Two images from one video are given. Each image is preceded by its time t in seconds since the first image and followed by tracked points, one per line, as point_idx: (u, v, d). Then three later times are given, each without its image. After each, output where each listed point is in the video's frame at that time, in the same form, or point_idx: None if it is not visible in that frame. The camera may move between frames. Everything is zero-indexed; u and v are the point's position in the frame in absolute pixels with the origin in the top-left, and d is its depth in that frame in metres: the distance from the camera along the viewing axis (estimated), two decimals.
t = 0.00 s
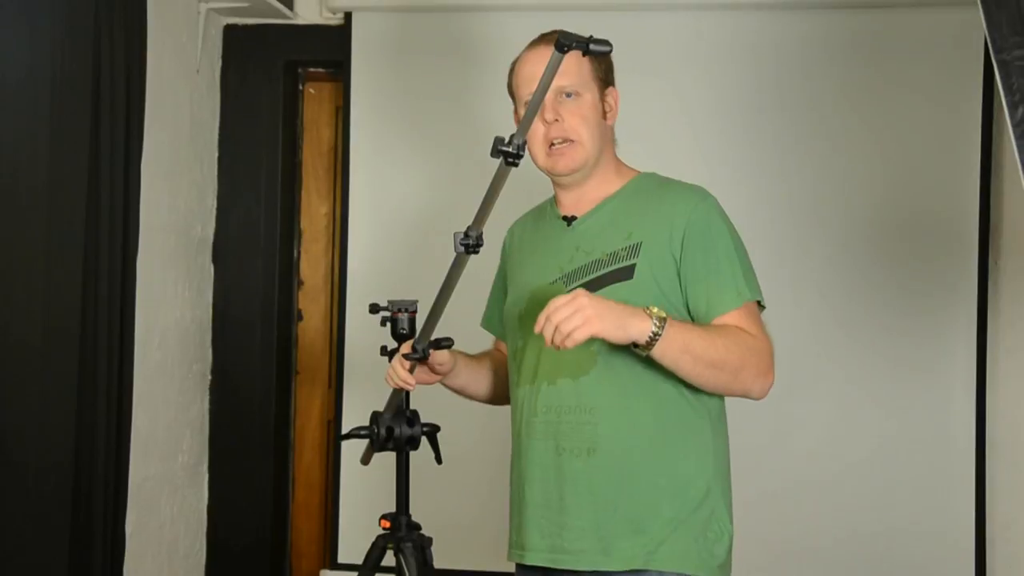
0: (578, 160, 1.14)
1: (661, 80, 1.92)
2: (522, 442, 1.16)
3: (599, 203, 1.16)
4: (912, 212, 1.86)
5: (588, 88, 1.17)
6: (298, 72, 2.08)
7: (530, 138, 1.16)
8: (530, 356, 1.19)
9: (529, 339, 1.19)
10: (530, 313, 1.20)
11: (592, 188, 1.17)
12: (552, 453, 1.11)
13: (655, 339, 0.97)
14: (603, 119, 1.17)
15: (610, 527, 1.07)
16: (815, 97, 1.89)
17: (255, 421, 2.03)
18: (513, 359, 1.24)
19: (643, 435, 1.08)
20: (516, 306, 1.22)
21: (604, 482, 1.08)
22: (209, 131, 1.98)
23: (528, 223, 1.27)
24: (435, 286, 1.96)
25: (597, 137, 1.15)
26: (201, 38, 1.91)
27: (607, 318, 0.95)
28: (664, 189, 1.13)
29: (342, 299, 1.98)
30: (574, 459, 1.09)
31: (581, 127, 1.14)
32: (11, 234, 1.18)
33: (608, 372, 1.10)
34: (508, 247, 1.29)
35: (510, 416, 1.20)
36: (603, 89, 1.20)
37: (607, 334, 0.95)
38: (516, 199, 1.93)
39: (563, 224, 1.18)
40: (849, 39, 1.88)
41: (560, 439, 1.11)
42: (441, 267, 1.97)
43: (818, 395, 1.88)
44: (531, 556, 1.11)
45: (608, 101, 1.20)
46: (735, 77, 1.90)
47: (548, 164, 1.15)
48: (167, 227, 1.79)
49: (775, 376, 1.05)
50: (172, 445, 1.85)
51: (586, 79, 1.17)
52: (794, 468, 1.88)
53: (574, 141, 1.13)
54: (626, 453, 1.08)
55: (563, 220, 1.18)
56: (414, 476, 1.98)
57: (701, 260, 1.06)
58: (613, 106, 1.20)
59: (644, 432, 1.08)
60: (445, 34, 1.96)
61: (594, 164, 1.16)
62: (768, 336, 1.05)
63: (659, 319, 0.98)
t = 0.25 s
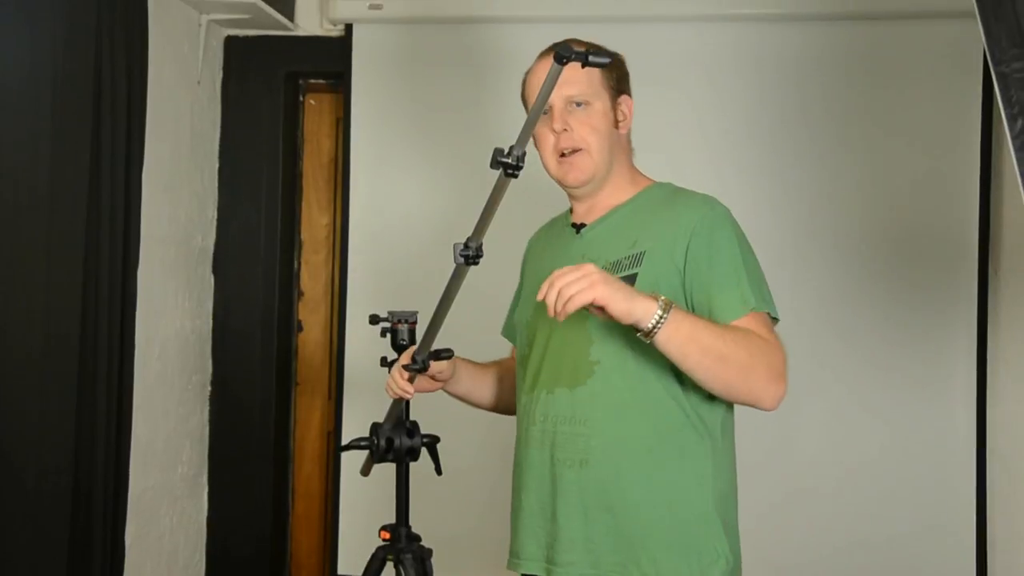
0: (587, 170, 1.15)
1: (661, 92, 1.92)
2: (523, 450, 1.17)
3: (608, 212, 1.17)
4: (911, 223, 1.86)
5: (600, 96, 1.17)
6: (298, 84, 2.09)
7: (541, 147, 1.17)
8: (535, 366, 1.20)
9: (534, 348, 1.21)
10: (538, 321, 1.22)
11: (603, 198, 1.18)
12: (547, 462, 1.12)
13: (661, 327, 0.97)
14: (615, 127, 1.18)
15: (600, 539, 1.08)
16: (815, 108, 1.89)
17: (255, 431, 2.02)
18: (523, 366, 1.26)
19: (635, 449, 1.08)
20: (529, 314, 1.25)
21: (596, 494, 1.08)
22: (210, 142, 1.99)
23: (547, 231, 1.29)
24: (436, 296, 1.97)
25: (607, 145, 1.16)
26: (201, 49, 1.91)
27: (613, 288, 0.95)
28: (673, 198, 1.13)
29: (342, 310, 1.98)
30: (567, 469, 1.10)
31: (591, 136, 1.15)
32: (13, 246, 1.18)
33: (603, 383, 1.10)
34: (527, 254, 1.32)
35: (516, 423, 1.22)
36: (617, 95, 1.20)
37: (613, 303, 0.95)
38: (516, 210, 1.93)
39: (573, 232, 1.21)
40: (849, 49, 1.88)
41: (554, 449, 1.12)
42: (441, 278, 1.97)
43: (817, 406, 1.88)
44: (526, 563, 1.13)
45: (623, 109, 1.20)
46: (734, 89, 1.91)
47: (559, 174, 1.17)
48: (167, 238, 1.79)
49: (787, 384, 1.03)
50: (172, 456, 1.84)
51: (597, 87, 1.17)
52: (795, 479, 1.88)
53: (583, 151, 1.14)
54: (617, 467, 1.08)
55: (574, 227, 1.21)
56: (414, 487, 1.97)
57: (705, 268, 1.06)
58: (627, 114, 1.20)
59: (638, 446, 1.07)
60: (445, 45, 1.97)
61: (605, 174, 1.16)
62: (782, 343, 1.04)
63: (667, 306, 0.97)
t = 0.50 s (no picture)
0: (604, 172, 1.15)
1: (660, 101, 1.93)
2: (528, 453, 1.18)
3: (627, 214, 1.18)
4: (911, 232, 1.86)
5: (621, 98, 1.17)
6: (299, 93, 2.09)
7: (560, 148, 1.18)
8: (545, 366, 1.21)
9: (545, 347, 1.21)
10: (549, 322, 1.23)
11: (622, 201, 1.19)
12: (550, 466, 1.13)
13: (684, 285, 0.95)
14: (637, 130, 1.18)
15: (597, 545, 1.08)
16: (814, 118, 1.89)
17: (255, 441, 2.02)
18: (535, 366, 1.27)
19: (637, 456, 1.07)
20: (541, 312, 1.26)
21: (593, 500, 1.08)
22: (210, 151, 1.99)
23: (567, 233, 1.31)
24: (436, 306, 1.97)
25: (625, 148, 1.16)
26: (202, 59, 1.91)
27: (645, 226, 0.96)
28: (693, 202, 1.14)
29: (343, 319, 1.97)
30: (568, 474, 1.10)
31: (610, 138, 1.15)
32: (14, 256, 1.18)
33: (607, 388, 1.10)
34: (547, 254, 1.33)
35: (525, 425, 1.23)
36: (638, 97, 1.20)
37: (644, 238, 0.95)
38: (516, 219, 1.93)
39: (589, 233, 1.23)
40: (849, 59, 1.88)
41: (557, 453, 1.12)
42: (441, 287, 1.97)
43: (818, 415, 1.88)
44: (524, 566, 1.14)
45: (645, 112, 1.20)
46: (734, 98, 1.91)
47: (577, 175, 1.17)
48: (168, 248, 1.79)
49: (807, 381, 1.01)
50: (171, 465, 1.84)
51: (618, 89, 1.17)
52: (795, 488, 1.88)
53: (600, 153, 1.14)
54: (618, 473, 1.07)
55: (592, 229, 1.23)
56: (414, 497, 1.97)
57: (723, 266, 1.06)
58: (649, 116, 1.20)
59: (638, 453, 1.07)
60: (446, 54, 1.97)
61: (624, 177, 1.17)
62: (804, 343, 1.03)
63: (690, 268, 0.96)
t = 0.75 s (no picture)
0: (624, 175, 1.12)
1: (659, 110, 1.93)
2: (538, 455, 1.19)
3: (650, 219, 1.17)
4: (910, 240, 1.86)
5: (643, 100, 1.14)
6: (299, 101, 2.10)
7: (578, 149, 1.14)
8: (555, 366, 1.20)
9: (555, 345, 1.21)
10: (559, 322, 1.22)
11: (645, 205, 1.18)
12: (558, 470, 1.14)
13: (673, 261, 0.92)
14: (660, 132, 1.16)
15: (602, 553, 1.08)
16: (813, 125, 1.89)
17: (254, 448, 2.02)
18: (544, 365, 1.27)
19: (647, 464, 1.07)
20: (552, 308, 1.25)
21: (600, 507, 1.09)
22: (211, 159, 1.99)
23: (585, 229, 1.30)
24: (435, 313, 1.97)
25: (645, 151, 1.13)
26: (202, 68, 1.92)
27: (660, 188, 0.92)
28: (716, 212, 1.13)
29: (343, 327, 1.98)
30: (575, 479, 1.11)
31: (631, 142, 1.11)
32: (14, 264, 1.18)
33: (620, 396, 1.10)
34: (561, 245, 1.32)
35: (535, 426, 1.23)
36: (659, 99, 1.17)
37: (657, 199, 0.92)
38: (516, 227, 1.94)
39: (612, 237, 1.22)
40: (849, 67, 1.88)
41: (565, 457, 1.13)
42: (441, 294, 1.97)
43: (818, 422, 1.88)
44: (531, 566, 1.16)
45: (668, 113, 1.18)
46: (733, 106, 1.91)
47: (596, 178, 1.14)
48: (167, 255, 1.79)
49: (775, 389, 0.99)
50: (170, 473, 1.84)
51: (639, 90, 1.14)
52: (795, 496, 1.87)
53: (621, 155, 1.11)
54: (625, 480, 1.08)
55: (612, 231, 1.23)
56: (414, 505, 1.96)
57: (733, 273, 1.05)
58: (673, 119, 1.18)
59: (646, 462, 1.07)
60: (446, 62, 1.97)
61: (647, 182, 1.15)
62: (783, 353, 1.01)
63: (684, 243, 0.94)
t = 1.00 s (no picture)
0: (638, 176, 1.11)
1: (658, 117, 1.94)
2: (547, 458, 1.14)
3: (668, 224, 1.14)
4: (908, 247, 1.87)
5: (661, 101, 1.13)
6: (298, 108, 2.10)
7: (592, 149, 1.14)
8: (565, 366, 1.15)
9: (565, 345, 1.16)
10: (569, 322, 1.16)
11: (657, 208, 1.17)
12: (572, 477, 1.09)
13: (628, 261, 0.86)
14: (677, 135, 1.15)
15: (621, 561, 1.05)
16: (810, 132, 1.90)
17: (252, 455, 2.02)
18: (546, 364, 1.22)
19: (667, 473, 1.04)
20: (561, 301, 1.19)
21: (620, 515, 1.05)
22: (209, 166, 1.99)
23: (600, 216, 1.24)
24: (434, 319, 1.97)
25: (660, 153, 1.12)
26: (201, 75, 1.92)
27: (599, 232, 0.84)
28: (733, 219, 1.11)
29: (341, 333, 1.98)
30: (594, 487, 1.07)
31: (646, 143, 1.11)
32: (12, 270, 1.18)
33: (641, 402, 1.06)
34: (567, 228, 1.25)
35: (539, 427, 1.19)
36: (677, 102, 1.16)
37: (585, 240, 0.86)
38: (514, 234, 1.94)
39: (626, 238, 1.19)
40: (847, 75, 1.89)
41: (580, 464, 1.08)
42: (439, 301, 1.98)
43: (817, 429, 1.88)
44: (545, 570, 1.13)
45: (686, 116, 1.18)
46: (731, 113, 1.92)
47: (609, 178, 1.14)
48: (165, 262, 1.79)
49: (722, 397, 0.92)
50: (168, 479, 1.83)
51: (656, 91, 1.13)
52: (794, 502, 1.87)
53: (634, 157, 1.10)
54: (647, 489, 1.04)
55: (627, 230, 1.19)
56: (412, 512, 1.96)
57: (739, 280, 1.01)
58: (691, 122, 1.18)
59: (669, 470, 1.04)
60: (445, 70, 1.97)
61: (661, 184, 1.14)
62: (743, 366, 0.94)
63: (647, 248, 0.86)
